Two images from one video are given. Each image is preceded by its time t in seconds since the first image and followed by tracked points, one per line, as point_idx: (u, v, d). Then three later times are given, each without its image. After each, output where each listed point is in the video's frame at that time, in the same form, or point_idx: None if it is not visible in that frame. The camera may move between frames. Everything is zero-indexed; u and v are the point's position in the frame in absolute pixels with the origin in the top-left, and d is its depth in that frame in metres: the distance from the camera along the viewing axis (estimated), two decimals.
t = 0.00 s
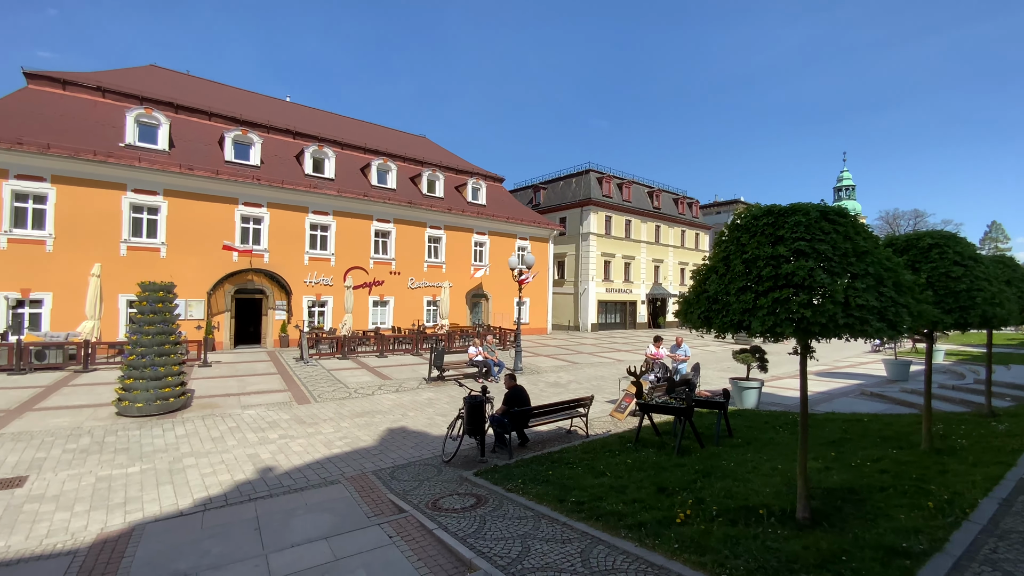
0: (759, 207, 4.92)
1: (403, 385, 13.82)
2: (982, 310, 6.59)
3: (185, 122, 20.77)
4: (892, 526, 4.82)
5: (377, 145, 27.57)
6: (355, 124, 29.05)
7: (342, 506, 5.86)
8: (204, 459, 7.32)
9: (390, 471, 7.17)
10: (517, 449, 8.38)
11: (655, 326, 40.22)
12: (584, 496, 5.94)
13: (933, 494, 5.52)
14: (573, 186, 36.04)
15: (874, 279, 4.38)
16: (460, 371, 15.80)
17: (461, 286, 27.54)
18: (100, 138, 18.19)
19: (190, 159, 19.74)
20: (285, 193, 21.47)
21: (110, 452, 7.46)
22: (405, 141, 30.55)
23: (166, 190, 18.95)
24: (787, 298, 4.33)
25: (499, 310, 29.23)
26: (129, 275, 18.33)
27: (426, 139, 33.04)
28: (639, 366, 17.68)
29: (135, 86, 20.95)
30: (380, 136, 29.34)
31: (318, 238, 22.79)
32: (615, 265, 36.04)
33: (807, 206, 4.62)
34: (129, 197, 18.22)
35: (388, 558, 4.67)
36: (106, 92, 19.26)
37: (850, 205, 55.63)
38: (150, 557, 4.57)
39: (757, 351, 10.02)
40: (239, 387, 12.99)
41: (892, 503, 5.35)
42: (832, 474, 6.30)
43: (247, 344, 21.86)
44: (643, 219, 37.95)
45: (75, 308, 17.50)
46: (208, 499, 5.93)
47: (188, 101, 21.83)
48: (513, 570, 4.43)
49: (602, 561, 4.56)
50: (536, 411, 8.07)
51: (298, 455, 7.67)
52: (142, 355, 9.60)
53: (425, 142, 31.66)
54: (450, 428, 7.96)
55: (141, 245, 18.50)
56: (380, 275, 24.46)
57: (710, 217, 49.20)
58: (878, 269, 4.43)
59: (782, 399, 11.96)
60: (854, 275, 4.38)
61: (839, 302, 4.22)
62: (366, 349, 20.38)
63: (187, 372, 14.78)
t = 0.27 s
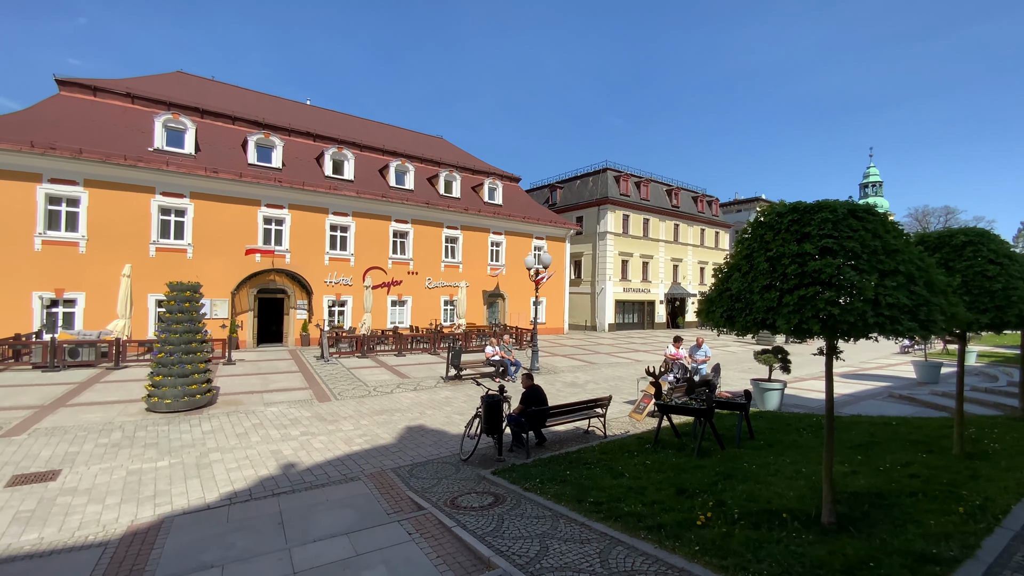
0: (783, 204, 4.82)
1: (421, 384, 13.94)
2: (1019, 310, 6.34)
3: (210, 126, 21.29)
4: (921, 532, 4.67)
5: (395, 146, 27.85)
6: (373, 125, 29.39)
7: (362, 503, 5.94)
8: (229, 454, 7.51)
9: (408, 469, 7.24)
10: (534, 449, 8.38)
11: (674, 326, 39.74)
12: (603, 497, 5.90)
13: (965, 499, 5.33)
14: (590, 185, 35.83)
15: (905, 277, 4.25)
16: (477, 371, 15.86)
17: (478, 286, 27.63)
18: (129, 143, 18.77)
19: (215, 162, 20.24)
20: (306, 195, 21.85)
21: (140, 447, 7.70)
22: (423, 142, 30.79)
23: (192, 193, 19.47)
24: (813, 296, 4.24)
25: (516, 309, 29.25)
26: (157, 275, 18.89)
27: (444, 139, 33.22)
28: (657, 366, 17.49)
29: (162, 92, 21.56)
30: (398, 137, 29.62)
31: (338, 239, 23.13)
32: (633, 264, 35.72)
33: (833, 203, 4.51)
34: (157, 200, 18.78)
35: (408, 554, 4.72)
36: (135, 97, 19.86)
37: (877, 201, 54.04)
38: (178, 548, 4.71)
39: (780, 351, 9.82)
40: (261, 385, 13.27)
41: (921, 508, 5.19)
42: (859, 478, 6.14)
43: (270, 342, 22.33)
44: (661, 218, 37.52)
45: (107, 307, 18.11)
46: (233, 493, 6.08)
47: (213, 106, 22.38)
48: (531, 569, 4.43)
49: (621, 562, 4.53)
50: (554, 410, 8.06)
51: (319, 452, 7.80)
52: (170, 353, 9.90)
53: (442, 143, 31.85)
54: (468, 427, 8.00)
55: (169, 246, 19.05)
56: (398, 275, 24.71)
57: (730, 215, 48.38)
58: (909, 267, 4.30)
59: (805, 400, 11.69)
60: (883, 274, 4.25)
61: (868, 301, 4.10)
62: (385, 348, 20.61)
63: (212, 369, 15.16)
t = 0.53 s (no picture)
0: (806, 203, 4.72)
1: (438, 382, 14.04)
2: None
3: (233, 130, 21.77)
4: (951, 539, 4.53)
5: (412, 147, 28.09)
6: (391, 127, 29.69)
7: (381, 500, 6.01)
8: (253, 450, 7.68)
9: (426, 467, 7.31)
10: (551, 449, 8.37)
11: (692, 326, 39.22)
12: (621, 498, 5.87)
13: (998, 506, 5.15)
14: (607, 184, 35.59)
15: (935, 277, 4.12)
16: (494, 370, 15.90)
17: (494, 286, 27.70)
18: (157, 147, 19.33)
19: (238, 165, 20.70)
20: (326, 196, 22.20)
21: (168, 442, 7.93)
22: (440, 143, 30.98)
23: (217, 195, 19.97)
24: (838, 296, 4.14)
25: (533, 309, 29.24)
26: (183, 276, 19.40)
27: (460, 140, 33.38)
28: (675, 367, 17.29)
29: (188, 97, 22.13)
30: (415, 139, 29.86)
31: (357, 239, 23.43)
32: (650, 264, 35.36)
33: (859, 200, 4.40)
34: (184, 203, 19.30)
35: (426, 552, 4.75)
36: (163, 103, 20.42)
37: (905, 197, 52.45)
38: (204, 541, 4.84)
39: (802, 352, 9.61)
40: (283, 383, 13.53)
41: (952, 515, 5.02)
42: (885, 483, 5.97)
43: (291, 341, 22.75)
44: (680, 217, 37.06)
45: (136, 307, 18.68)
46: (257, 488, 6.22)
47: (236, 110, 22.90)
48: (550, 569, 4.42)
49: (639, 564, 4.49)
50: (571, 411, 8.02)
51: (339, 449, 7.92)
52: (197, 351, 10.18)
53: (459, 143, 32.00)
54: (485, 426, 8.02)
55: (194, 247, 19.56)
56: (416, 275, 24.92)
57: (750, 213, 47.54)
58: (939, 266, 4.16)
59: (829, 403, 11.42)
60: (912, 274, 4.13)
61: (896, 302, 3.98)
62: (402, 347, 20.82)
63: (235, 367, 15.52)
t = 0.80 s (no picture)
0: (833, 199, 4.61)
1: (455, 381, 14.12)
2: None
3: (256, 133, 22.23)
4: (984, 546, 4.37)
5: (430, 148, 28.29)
6: (409, 128, 29.96)
7: (400, 496, 6.08)
8: (276, 446, 7.84)
9: (445, 465, 7.35)
10: (569, 449, 8.33)
11: (712, 326, 38.63)
12: (640, 499, 5.81)
13: None
14: (624, 182, 35.30)
15: (969, 275, 3.98)
16: (511, 369, 15.92)
17: (511, 285, 27.72)
18: (184, 151, 19.87)
19: (261, 167, 21.14)
20: (345, 197, 22.52)
21: (194, 437, 8.15)
22: (457, 143, 31.14)
23: (241, 197, 20.43)
24: (866, 295, 4.03)
25: (550, 309, 29.17)
26: (208, 275, 19.89)
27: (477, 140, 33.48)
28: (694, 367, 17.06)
29: (213, 101, 22.69)
30: (433, 139, 30.06)
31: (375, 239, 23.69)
32: (669, 263, 34.94)
33: (888, 196, 4.27)
34: (209, 204, 19.79)
35: (445, 549, 4.78)
36: (189, 108, 20.98)
37: (935, 193, 50.73)
38: (230, 533, 4.97)
39: (827, 353, 9.39)
40: (304, 380, 13.78)
41: (986, 521, 4.84)
42: (914, 488, 5.78)
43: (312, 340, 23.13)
44: (699, 215, 36.53)
45: (164, 305, 19.23)
46: (280, 483, 6.35)
47: (259, 113, 23.38)
48: (568, 568, 4.41)
49: (659, 566, 4.44)
50: (588, 411, 7.98)
51: (359, 446, 8.03)
52: (222, 348, 10.42)
53: (476, 143, 32.10)
54: (503, 425, 8.03)
55: (219, 248, 20.04)
56: (433, 274, 25.10)
57: (772, 211, 46.58)
58: (974, 264, 4.02)
59: (855, 405, 11.12)
60: (945, 272, 4.01)
61: (928, 301, 3.86)
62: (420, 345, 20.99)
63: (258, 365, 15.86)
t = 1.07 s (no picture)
0: (862, 195, 4.47)
1: (474, 380, 14.18)
2: None
3: (279, 135, 22.68)
4: (1023, 555, 4.19)
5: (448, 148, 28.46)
6: (427, 128, 30.19)
7: (420, 493, 6.13)
8: (299, 442, 8.00)
9: (464, 463, 7.39)
10: (588, 449, 8.29)
11: (734, 326, 37.98)
12: (661, 500, 5.74)
13: None
14: (643, 180, 34.93)
15: (1007, 273, 3.81)
16: (529, 368, 15.92)
17: (529, 285, 27.71)
18: (210, 154, 20.39)
19: (284, 169, 21.57)
20: (365, 198, 22.83)
21: (221, 432, 8.37)
22: (475, 143, 31.26)
23: (264, 198, 20.87)
24: (898, 293, 3.90)
25: (568, 308, 29.04)
26: (234, 275, 20.38)
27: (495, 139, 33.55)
28: (715, 367, 16.80)
29: (237, 105, 23.23)
30: (451, 139, 30.23)
31: (395, 239, 23.94)
32: (689, 261, 34.46)
33: (922, 191, 4.13)
34: (234, 206, 20.27)
35: (465, 547, 4.80)
36: (215, 112, 21.51)
37: (968, 188, 48.93)
38: (256, 527, 5.08)
39: (854, 354, 9.14)
40: (326, 378, 14.02)
41: None
42: (948, 493, 5.58)
43: (333, 338, 23.50)
44: (720, 212, 35.91)
45: (192, 304, 19.76)
46: (303, 478, 6.47)
47: (282, 116, 23.85)
48: (588, 569, 4.39)
49: (680, 569, 4.38)
50: (608, 410, 7.91)
51: (380, 443, 8.13)
52: (246, 346, 10.69)
53: (494, 143, 32.17)
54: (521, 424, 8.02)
55: (244, 248, 20.51)
56: (451, 274, 25.24)
57: (796, 208, 45.53)
58: (1013, 262, 3.84)
59: (883, 408, 10.80)
60: (981, 270, 3.85)
61: (963, 300, 3.71)
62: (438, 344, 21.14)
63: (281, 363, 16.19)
